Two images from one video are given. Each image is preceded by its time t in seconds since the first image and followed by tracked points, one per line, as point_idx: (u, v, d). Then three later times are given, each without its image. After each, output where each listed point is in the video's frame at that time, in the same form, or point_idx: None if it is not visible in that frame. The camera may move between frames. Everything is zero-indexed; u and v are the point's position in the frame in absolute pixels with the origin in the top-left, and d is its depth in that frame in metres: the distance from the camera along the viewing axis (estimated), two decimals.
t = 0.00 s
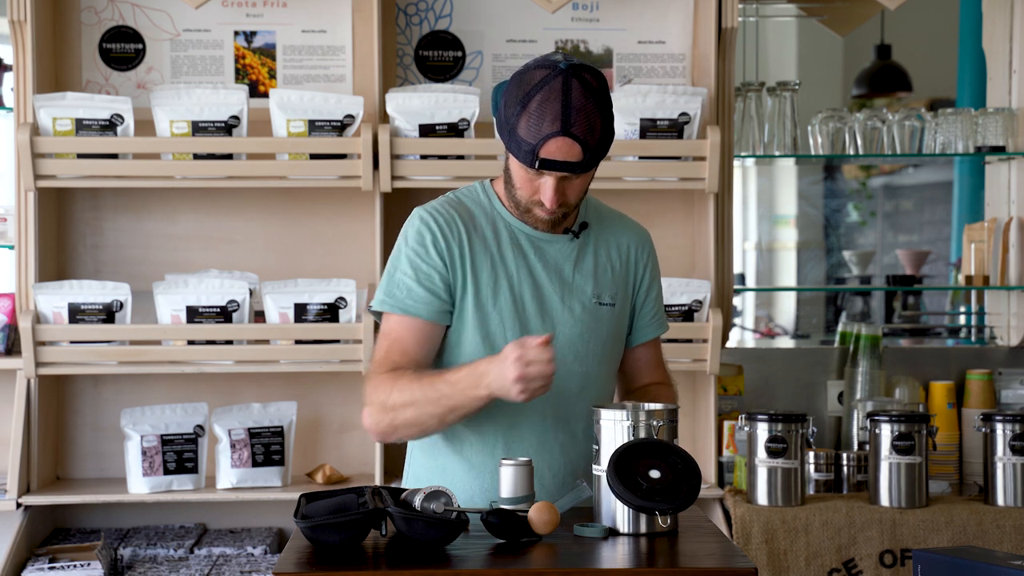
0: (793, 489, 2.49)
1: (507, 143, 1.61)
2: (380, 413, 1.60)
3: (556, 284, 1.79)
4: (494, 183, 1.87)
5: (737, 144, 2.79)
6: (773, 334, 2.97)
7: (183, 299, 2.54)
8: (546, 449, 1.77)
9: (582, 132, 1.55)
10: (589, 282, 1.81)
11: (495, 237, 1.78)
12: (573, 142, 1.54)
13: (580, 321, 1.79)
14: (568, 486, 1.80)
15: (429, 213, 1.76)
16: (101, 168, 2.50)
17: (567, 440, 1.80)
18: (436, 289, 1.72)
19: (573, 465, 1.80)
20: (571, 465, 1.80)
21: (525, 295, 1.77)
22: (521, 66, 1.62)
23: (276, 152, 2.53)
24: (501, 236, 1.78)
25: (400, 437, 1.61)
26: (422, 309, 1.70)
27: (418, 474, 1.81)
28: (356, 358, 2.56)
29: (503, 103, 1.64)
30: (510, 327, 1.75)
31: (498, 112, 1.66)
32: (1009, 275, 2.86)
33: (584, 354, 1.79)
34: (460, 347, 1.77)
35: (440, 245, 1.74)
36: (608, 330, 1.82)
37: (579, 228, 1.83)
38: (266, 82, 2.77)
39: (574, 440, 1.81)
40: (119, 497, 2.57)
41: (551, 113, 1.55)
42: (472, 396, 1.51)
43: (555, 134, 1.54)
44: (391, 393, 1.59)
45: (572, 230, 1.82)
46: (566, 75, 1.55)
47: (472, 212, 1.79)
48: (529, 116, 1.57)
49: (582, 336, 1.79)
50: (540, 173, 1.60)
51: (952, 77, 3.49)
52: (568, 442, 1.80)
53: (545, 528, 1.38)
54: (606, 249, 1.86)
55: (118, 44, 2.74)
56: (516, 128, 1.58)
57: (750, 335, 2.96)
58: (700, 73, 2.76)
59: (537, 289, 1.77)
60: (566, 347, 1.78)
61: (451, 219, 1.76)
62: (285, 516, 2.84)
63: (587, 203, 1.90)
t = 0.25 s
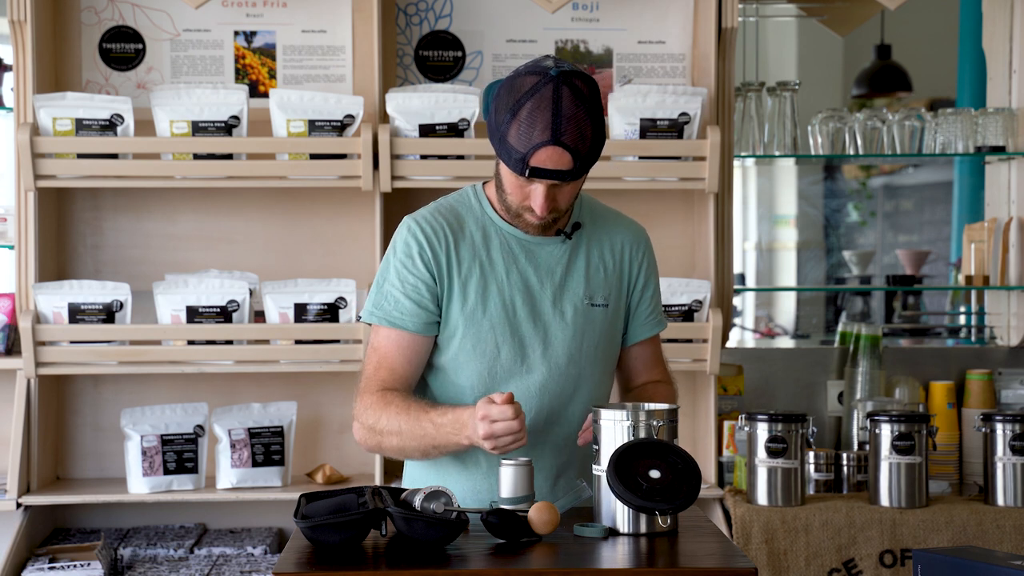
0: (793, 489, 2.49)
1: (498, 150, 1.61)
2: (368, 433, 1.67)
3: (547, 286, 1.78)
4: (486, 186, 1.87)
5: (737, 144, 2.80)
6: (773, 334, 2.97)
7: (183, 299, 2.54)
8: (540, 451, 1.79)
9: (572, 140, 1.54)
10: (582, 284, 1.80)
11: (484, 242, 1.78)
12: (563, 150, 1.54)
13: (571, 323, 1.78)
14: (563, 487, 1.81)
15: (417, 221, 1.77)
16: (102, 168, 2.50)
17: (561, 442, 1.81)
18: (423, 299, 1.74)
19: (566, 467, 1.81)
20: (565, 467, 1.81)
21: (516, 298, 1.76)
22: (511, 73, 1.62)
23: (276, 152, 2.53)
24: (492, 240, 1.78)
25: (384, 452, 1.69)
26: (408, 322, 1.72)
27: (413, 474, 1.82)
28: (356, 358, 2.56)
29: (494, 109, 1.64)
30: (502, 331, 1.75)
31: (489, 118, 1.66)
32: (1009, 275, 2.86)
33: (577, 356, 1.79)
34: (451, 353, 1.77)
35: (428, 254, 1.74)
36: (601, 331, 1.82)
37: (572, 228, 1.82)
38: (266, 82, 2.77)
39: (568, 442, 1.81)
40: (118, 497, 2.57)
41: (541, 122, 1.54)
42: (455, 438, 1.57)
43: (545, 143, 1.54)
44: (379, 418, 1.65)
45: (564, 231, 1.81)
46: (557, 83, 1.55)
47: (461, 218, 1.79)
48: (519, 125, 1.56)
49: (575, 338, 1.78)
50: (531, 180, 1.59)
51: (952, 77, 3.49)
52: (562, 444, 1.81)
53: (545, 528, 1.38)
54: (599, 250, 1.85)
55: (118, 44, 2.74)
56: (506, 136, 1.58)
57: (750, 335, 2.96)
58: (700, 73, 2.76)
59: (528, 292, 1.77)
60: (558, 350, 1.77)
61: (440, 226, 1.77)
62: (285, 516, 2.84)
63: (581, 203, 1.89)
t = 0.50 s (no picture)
0: (793, 489, 2.49)
1: (491, 154, 1.61)
2: (369, 438, 1.68)
3: (544, 287, 1.78)
4: (480, 188, 1.87)
5: (737, 144, 2.80)
6: (773, 334, 2.97)
7: (183, 299, 2.54)
8: (538, 451, 1.80)
9: (564, 144, 1.54)
10: (578, 284, 1.80)
11: (479, 244, 1.78)
12: (556, 154, 1.54)
13: (568, 323, 1.78)
14: (562, 487, 1.81)
15: (412, 225, 1.77)
16: (101, 168, 2.50)
17: (559, 442, 1.81)
18: (419, 303, 1.74)
19: (565, 467, 1.82)
20: (563, 467, 1.81)
21: (512, 299, 1.76)
22: (504, 77, 1.62)
23: (276, 152, 2.53)
24: (487, 242, 1.78)
25: (387, 458, 1.69)
26: (405, 326, 1.72)
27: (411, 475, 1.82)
28: (355, 358, 2.56)
29: (487, 113, 1.65)
30: (500, 332, 1.75)
31: (482, 122, 1.66)
32: (1009, 275, 2.86)
33: (575, 356, 1.79)
34: (449, 356, 1.77)
35: (423, 257, 1.74)
36: (598, 330, 1.82)
37: (567, 228, 1.82)
38: (266, 82, 2.77)
39: (566, 441, 1.81)
40: (118, 497, 2.57)
41: (533, 125, 1.54)
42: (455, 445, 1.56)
43: (538, 146, 1.54)
44: (379, 423, 1.65)
45: (559, 231, 1.81)
46: (549, 86, 1.55)
47: (456, 220, 1.79)
48: (512, 128, 1.57)
49: (572, 337, 1.78)
50: (524, 184, 1.59)
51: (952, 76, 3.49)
52: (560, 443, 1.81)
53: (545, 528, 1.38)
54: (594, 248, 1.85)
55: (118, 44, 2.74)
56: (499, 139, 1.58)
57: (750, 335, 2.96)
58: (700, 73, 2.76)
59: (524, 293, 1.77)
60: (556, 350, 1.77)
61: (435, 229, 1.77)
62: (285, 516, 2.84)
63: (576, 203, 1.89)
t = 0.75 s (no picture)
0: (793, 489, 2.49)
1: (489, 154, 1.61)
2: (369, 440, 1.67)
3: (542, 287, 1.78)
4: (478, 189, 1.87)
5: (737, 144, 2.80)
6: (773, 334, 2.97)
7: (183, 299, 2.54)
8: (538, 451, 1.79)
9: (563, 143, 1.54)
10: (576, 283, 1.80)
11: (478, 244, 1.78)
12: (554, 154, 1.54)
13: (567, 323, 1.78)
14: (563, 487, 1.81)
15: (410, 226, 1.77)
16: (102, 168, 2.50)
17: (559, 442, 1.81)
18: (418, 304, 1.74)
19: (565, 466, 1.81)
20: (563, 467, 1.81)
21: (511, 299, 1.76)
22: (502, 77, 1.62)
23: (276, 152, 2.53)
24: (486, 242, 1.78)
25: (387, 459, 1.69)
26: (404, 327, 1.72)
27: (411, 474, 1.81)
28: (355, 358, 2.56)
29: (484, 113, 1.65)
30: (499, 333, 1.75)
31: (480, 122, 1.66)
32: (1009, 275, 2.86)
33: (574, 356, 1.79)
34: (448, 357, 1.77)
35: (422, 259, 1.75)
36: (597, 329, 1.82)
37: (565, 228, 1.82)
38: (266, 82, 2.77)
39: (566, 440, 1.81)
40: (118, 497, 2.57)
41: (531, 125, 1.54)
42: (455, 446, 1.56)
43: (536, 146, 1.54)
44: (379, 425, 1.65)
45: (557, 231, 1.81)
46: (547, 86, 1.55)
47: (454, 221, 1.79)
48: (510, 128, 1.57)
49: (572, 337, 1.78)
50: (522, 184, 1.59)
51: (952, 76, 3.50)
52: (560, 443, 1.81)
53: (545, 528, 1.38)
54: (592, 248, 1.85)
55: (118, 44, 2.74)
56: (497, 139, 1.58)
57: (750, 335, 2.96)
58: (700, 73, 2.76)
59: (523, 293, 1.77)
60: (556, 349, 1.77)
61: (433, 230, 1.77)
62: (285, 516, 2.84)
63: (574, 202, 1.89)
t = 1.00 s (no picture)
0: (793, 489, 2.49)
1: (488, 154, 1.61)
2: (368, 440, 1.67)
3: (542, 287, 1.78)
4: (478, 189, 1.87)
5: (737, 144, 2.80)
6: (773, 334, 2.97)
7: (183, 299, 2.54)
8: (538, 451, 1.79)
9: (562, 144, 1.54)
10: (576, 283, 1.80)
11: (477, 245, 1.78)
12: (553, 154, 1.54)
13: (567, 323, 1.78)
14: (563, 487, 1.81)
15: (409, 226, 1.77)
16: (102, 168, 2.50)
17: (559, 442, 1.80)
18: (418, 304, 1.74)
19: (566, 466, 1.81)
20: (564, 467, 1.81)
21: (511, 300, 1.76)
22: (501, 77, 1.62)
23: (276, 152, 2.53)
24: (485, 243, 1.78)
25: (386, 460, 1.69)
26: (404, 327, 1.72)
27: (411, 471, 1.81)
28: (355, 358, 2.56)
29: (484, 113, 1.64)
30: (499, 333, 1.75)
31: (479, 122, 1.66)
32: (1009, 275, 2.86)
33: (574, 356, 1.79)
34: (448, 358, 1.77)
35: (421, 259, 1.74)
36: (597, 329, 1.82)
37: (565, 227, 1.82)
38: (266, 82, 2.77)
39: (567, 440, 1.81)
40: (119, 497, 2.57)
41: (530, 126, 1.54)
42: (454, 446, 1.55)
43: (535, 147, 1.54)
44: (378, 426, 1.65)
45: (557, 231, 1.81)
46: (546, 86, 1.55)
47: (453, 221, 1.79)
48: (509, 128, 1.57)
49: (571, 337, 1.78)
50: (521, 184, 1.59)
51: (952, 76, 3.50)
52: (561, 443, 1.80)
53: (545, 528, 1.38)
54: (592, 248, 1.85)
55: (118, 44, 2.74)
56: (496, 140, 1.58)
57: (750, 335, 2.96)
58: (700, 73, 2.76)
59: (523, 293, 1.77)
60: (555, 350, 1.77)
61: (432, 231, 1.77)
62: (285, 516, 2.84)
63: (573, 202, 1.89)
